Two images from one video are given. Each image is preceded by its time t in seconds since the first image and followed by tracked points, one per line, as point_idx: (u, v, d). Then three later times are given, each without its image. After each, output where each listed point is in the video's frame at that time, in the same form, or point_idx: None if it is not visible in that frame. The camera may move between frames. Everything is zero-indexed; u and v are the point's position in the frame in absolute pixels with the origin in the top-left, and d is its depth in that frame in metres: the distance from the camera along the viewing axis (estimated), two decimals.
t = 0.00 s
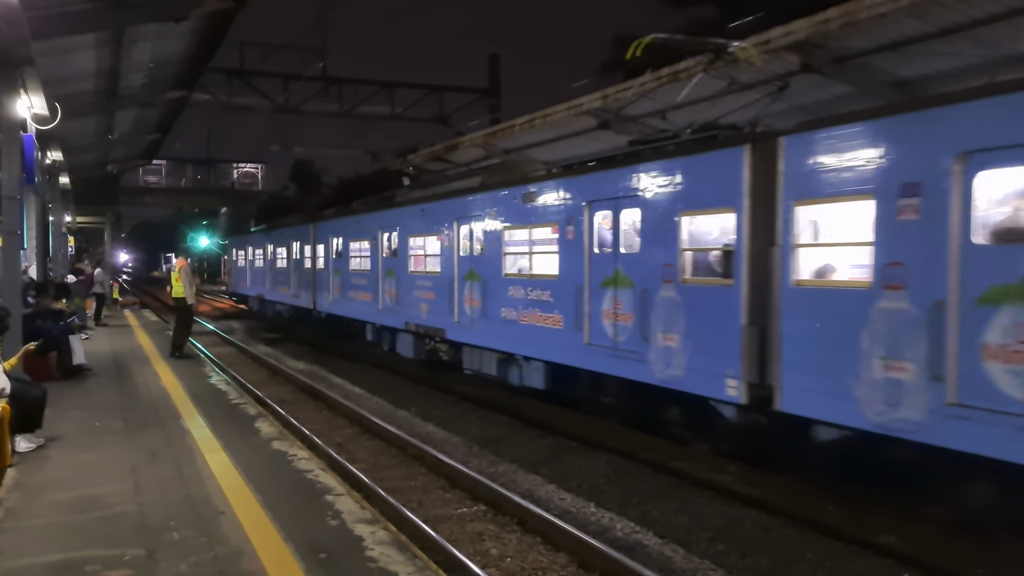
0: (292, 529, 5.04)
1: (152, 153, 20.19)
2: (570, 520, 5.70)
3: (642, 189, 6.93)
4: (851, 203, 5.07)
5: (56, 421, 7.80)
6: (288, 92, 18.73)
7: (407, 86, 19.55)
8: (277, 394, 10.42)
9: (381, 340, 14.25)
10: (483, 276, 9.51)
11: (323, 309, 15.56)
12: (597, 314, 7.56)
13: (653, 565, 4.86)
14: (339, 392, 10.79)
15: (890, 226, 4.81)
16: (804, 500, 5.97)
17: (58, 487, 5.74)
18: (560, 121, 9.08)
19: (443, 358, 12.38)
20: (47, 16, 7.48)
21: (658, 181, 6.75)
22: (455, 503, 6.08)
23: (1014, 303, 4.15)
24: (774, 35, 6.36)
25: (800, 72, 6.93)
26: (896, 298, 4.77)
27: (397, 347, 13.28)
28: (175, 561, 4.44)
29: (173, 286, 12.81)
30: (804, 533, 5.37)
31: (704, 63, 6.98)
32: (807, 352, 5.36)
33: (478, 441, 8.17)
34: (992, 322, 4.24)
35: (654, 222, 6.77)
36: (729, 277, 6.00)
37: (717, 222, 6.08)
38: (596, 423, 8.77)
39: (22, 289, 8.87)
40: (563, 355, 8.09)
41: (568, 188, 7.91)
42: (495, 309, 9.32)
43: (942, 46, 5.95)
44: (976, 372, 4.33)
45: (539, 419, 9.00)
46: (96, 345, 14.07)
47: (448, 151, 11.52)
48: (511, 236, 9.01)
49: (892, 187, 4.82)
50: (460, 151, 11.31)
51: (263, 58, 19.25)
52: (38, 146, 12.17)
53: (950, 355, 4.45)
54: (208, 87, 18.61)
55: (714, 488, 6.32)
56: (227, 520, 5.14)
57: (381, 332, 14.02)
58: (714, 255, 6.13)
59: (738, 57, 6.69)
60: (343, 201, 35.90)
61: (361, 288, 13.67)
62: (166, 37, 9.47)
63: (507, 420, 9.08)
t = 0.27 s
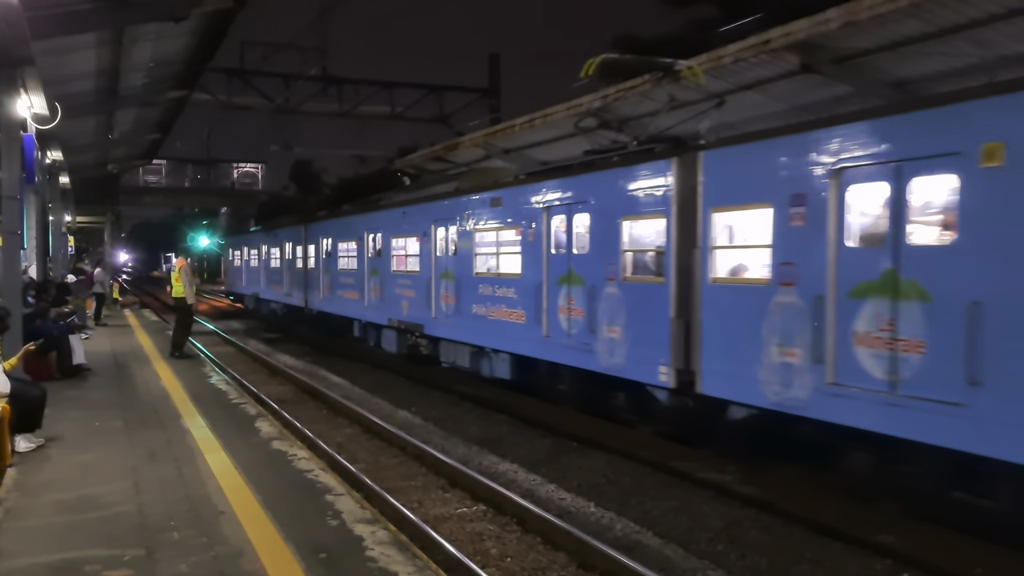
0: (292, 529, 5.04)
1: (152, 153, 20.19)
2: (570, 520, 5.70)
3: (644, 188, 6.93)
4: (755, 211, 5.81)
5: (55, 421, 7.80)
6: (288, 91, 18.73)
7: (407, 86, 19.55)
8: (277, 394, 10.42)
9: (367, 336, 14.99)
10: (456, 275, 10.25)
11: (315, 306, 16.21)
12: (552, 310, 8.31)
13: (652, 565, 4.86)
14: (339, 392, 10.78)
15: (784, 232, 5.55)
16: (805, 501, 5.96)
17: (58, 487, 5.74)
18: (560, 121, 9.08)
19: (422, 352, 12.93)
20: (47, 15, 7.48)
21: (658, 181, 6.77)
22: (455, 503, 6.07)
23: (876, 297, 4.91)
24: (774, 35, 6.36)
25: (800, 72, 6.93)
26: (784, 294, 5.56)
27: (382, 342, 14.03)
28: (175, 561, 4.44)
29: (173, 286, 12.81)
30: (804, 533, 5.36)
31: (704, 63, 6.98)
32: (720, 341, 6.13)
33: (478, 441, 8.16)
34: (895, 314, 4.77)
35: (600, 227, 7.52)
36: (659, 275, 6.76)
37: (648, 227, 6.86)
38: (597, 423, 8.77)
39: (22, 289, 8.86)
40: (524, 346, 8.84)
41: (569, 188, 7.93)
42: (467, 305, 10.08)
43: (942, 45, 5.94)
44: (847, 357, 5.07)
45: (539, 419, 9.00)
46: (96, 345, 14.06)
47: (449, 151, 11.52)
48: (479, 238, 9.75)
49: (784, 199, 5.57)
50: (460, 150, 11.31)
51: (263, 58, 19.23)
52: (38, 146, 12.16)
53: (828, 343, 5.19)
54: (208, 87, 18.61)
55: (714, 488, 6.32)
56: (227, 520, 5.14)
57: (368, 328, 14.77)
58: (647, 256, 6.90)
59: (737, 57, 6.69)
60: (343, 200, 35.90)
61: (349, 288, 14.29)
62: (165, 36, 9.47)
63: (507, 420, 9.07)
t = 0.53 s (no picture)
0: (292, 529, 5.05)
1: (152, 152, 20.17)
2: (569, 520, 5.70)
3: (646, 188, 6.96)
4: (681, 217, 6.54)
5: (55, 420, 7.79)
6: (287, 91, 18.73)
7: (407, 86, 19.55)
8: (277, 393, 10.42)
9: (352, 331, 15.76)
10: (433, 274, 10.94)
11: (305, 304, 17.06)
12: (514, 306, 9.03)
13: (652, 565, 4.86)
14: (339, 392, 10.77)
15: (701, 237, 6.30)
16: (804, 500, 5.96)
17: (57, 487, 5.74)
18: (559, 121, 9.10)
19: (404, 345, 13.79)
20: (47, 16, 7.49)
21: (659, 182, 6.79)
22: (454, 502, 6.08)
23: (772, 292, 5.71)
24: (774, 35, 6.36)
25: (799, 72, 6.93)
26: (699, 290, 6.35)
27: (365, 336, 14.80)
28: (174, 560, 4.44)
29: (173, 285, 12.81)
30: (804, 532, 5.37)
31: (703, 63, 6.99)
32: (651, 331, 6.90)
33: (478, 441, 8.16)
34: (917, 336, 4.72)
35: (554, 230, 8.25)
36: (603, 274, 7.51)
37: (593, 230, 7.60)
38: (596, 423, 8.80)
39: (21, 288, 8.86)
40: (490, 339, 9.58)
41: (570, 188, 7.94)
42: (442, 302, 10.80)
43: (941, 45, 5.94)
44: (748, 344, 5.89)
45: (539, 418, 9.00)
46: (96, 344, 14.05)
47: (449, 150, 11.53)
48: (454, 238, 10.39)
49: (700, 208, 6.34)
50: (459, 150, 11.30)
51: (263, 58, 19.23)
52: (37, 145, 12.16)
53: (734, 332, 6.00)
54: (208, 87, 18.60)
55: (713, 487, 6.33)
56: (226, 519, 5.14)
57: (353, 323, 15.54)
58: (591, 256, 7.67)
59: (737, 57, 6.70)
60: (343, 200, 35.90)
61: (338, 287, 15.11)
62: (165, 36, 9.47)
63: (507, 420, 9.07)
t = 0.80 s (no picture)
0: (292, 528, 5.05)
1: (151, 152, 20.16)
2: (569, 520, 5.70)
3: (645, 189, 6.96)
4: (618, 222, 7.29)
5: (54, 420, 7.78)
6: (287, 91, 18.73)
7: (406, 86, 19.56)
8: (277, 393, 10.42)
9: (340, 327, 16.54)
10: (410, 273, 11.64)
11: (296, 302, 17.76)
12: (481, 302, 9.75)
13: (652, 565, 4.86)
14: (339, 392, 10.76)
15: (634, 239, 7.06)
16: (804, 501, 5.96)
17: (57, 487, 5.73)
18: (559, 121, 9.09)
19: (386, 341, 14.45)
20: (47, 15, 7.48)
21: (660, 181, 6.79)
22: (454, 503, 6.07)
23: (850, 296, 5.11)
24: (774, 35, 6.35)
25: (799, 73, 6.94)
26: (631, 287, 7.13)
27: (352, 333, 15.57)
28: (175, 560, 4.44)
29: (172, 285, 12.81)
30: (803, 533, 5.37)
31: (703, 63, 6.98)
32: (595, 323, 7.67)
33: (477, 441, 8.15)
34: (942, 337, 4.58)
35: (514, 232, 8.98)
36: (556, 273, 8.24)
37: (546, 233, 8.38)
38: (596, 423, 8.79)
39: (21, 288, 8.85)
40: (458, 333, 10.32)
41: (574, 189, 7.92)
42: (419, 299, 11.50)
43: (941, 45, 5.94)
44: (671, 335, 6.66)
45: (539, 418, 8.99)
46: (95, 344, 14.03)
47: (448, 150, 11.52)
48: (430, 240, 11.02)
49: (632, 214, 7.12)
50: (459, 150, 11.29)
51: (263, 57, 19.22)
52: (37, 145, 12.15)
53: (661, 323, 6.77)
54: (207, 86, 18.59)
55: (713, 488, 6.32)
56: (226, 519, 5.14)
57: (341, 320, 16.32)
58: (544, 256, 8.44)
59: (736, 57, 6.69)
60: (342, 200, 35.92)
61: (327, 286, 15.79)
62: (166, 36, 9.47)
63: (506, 420, 9.07)
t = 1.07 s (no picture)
0: (292, 528, 5.04)
1: (150, 151, 20.17)
2: (568, 519, 5.70)
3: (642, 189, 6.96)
4: (567, 225, 8.10)
5: (53, 420, 7.78)
6: (287, 90, 18.73)
7: (406, 86, 19.57)
8: (276, 393, 10.41)
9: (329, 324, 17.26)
10: (390, 272, 12.42)
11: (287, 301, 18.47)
12: (452, 299, 10.52)
13: (651, 565, 4.86)
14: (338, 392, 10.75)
15: (580, 242, 7.87)
16: (804, 501, 5.95)
17: (56, 487, 5.73)
18: (559, 121, 9.07)
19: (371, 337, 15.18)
20: (46, 15, 7.47)
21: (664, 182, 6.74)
22: (453, 502, 6.07)
23: (974, 302, 4.40)
24: (773, 35, 6.34)
25: (799, 72, 6.93)
26: (578, 284, 7.96)
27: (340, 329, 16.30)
28: (174, 560, 4.44)
29: (172, 285, 12.80)
30: (803, 533, 5.36)
31: (703, 63, 6.97)
32: (549, 317, 8.49)
33: (477, 440, 8.15)
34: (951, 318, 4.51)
35: (482, 235, 9.72)
36: (516, 272, 9.08)
37: (508, 235, 9.19)
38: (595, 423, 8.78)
39: (20, 287, 8.85)
40: (434, 326, 11.09)
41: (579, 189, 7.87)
42: (399, 297, 12.27)
43: (941, 45, 5.94)
44: (610, 327, 7.44)
45: (538, 418, 8.98)
46: (95, 344, 14.02)
47: (448, 150, 11.50)
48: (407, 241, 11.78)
49: (580, 219, 7.89)
50: (459, 149, 11.28)
51: (262, 57, 19.22)
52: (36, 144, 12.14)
53: (601, 317, 7.58)
54: (207, 86, 18.59)
55: (713, 488, 6.32)
56: (225, 519, 5.13)
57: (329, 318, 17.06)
58: (507, 256, 9.25)
59: (736, 57, 6.68)
60: (342, 200, 35.94)
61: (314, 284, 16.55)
62: (165, 35, 9.46)
63: (506, 420, 9.07)
